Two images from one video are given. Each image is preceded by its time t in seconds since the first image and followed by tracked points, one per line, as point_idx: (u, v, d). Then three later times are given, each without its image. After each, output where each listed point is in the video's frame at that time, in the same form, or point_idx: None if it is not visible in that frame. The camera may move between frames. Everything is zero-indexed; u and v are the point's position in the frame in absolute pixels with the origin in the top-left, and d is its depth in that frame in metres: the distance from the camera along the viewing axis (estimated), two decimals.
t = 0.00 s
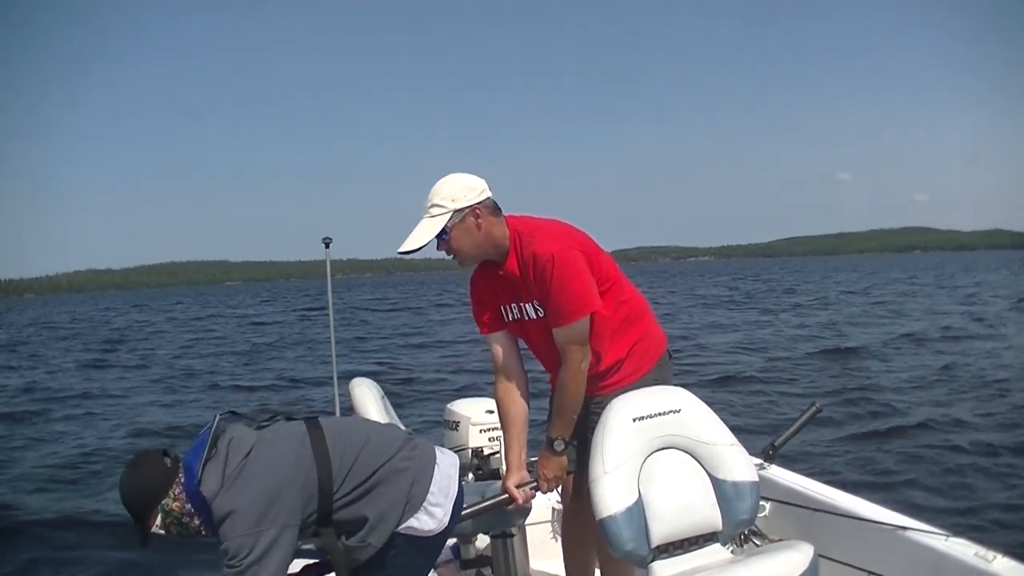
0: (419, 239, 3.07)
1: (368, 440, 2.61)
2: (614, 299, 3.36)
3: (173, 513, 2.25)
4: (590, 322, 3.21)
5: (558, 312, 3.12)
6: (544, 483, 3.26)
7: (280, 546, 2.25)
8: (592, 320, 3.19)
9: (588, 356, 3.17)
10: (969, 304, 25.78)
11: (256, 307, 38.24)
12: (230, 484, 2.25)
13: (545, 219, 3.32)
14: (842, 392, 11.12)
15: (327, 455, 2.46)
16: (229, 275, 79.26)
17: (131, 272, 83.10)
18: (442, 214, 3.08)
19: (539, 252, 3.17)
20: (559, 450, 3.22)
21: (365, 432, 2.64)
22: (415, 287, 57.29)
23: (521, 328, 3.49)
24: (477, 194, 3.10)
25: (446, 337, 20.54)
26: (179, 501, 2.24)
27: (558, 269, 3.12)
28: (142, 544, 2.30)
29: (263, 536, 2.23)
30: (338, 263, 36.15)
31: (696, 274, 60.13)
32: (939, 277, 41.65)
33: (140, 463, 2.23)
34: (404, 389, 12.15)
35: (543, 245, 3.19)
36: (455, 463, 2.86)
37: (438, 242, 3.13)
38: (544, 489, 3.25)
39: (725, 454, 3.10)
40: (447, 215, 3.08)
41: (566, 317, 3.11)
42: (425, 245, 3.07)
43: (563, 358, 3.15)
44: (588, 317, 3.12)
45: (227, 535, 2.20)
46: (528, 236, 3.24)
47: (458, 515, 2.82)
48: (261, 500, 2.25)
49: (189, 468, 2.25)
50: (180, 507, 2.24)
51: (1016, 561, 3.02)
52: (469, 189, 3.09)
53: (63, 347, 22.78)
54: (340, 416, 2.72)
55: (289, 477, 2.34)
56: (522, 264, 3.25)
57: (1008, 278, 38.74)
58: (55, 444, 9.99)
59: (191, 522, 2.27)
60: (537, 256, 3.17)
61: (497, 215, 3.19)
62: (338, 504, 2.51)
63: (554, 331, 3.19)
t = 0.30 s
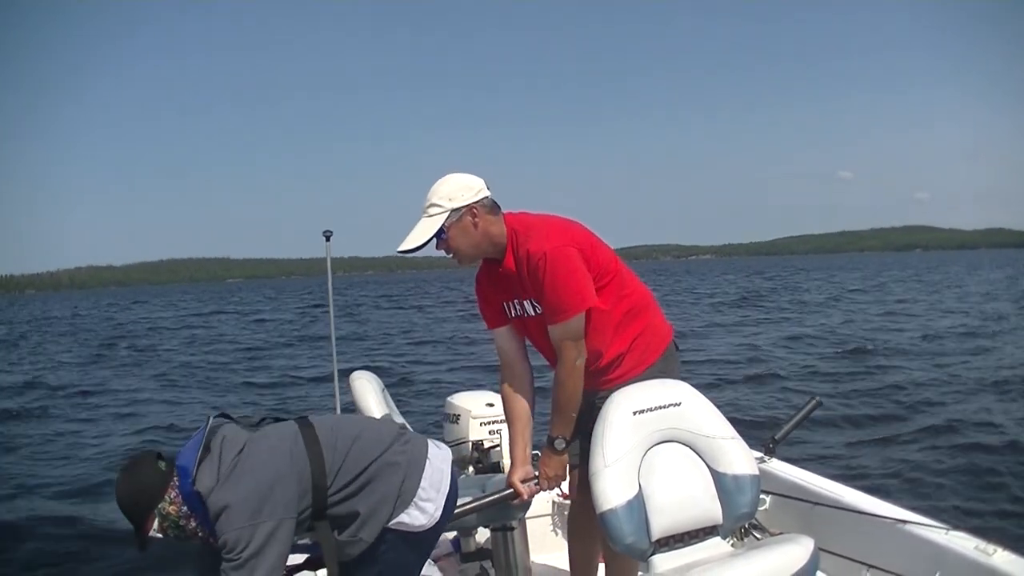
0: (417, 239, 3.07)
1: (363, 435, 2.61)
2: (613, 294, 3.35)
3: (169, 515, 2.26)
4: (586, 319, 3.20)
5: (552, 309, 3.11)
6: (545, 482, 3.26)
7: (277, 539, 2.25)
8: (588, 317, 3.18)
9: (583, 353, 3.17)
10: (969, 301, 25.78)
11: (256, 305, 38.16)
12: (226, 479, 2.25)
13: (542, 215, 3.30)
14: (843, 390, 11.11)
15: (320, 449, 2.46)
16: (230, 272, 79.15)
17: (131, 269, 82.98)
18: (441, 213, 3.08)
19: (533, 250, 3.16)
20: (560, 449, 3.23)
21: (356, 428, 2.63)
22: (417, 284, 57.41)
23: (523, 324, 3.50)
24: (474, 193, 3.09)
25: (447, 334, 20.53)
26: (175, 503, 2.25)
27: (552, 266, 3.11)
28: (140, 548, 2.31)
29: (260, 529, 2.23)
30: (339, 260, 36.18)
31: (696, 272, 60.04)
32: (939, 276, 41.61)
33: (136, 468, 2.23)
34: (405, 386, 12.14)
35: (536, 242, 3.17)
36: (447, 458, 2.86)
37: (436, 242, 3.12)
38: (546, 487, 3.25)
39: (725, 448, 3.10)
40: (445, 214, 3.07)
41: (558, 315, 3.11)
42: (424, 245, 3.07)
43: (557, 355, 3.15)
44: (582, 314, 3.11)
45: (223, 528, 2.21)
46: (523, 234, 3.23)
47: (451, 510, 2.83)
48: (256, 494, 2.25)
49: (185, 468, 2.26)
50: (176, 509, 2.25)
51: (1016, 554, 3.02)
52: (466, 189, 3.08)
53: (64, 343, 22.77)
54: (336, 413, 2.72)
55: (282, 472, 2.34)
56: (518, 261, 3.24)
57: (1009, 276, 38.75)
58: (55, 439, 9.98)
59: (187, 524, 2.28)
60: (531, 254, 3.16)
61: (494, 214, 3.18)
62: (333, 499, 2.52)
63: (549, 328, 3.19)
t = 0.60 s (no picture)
0: (420, 238, 3.08)
1: (360, 434, 2.61)
2: (614, 295, 3.35)
3: (172, 528, 2.24)
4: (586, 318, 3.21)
5: (552, 308, 3.12)
6: (543, 481, 3.27)
7: (279, 539, 2.26)
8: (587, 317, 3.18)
9: (581, 352, 3.17)
10: (970, 309, 25.78)
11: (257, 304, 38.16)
12: (226, 483, 2.25)
13: (544, 215, 3.31)
14: (844, 395, 11.11)
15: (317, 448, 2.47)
16: (232, 271, 79.15)
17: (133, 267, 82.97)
18: (444, 213, 3.09)
19: (533, 249, 3.16)
20: (556, 450, 3.23)
21: (353, 427, 2.63)
22: (419, 285, 57.30)
23: (525, 323, 3.50)
24: (477, 193, 3.10)
25: (448, 335, 20.53)
26: (177, 516, 2.24)
27: (552, 266, 3.12)
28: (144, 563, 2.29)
29: (263, 529, 2.24)
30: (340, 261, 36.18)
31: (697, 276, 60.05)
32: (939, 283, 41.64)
33: (135, 481, 2.20)
34: (406, 387, 12.14)
35: (537, 241, 3.18)
36: (446, 456, 2.86)
37: (439, 241, 3.13)
38: (544, 488, 3.26)
39: (726, 448, 3.10)
40: (448, 214, 3.08)
41: (556, 314, 3.12)
42: (426, 244, 3.08)
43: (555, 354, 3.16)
44: (580, 314, 3.12)
45: (226, 530, 2.21)
46: (525, 233, 3.23)
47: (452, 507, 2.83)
48: (256, 495, 2.25)
49: (184, 477, 2.25)
50: (179, 521, 2.24)
51: (1016, 557, 3.02)
52: (469, 189, 3.09)
53: (65, 340, 22.78)
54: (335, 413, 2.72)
55: (282, 473, 2.34)
56: (518, 261, 3.24)
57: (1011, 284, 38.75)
58: (56, 436, 9.98)
59: (190, 535, 2.26)
60: (531, 253, 3.16)
61: (497, 214, 3.18)
62: (333, 500, 2.52)
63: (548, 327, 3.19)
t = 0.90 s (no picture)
0: (416, 240, 3.08)
1: (359, 437, 2.61)
2: (611, 296, 3.35)
3: (172, 533, 2.23)
4: (582, 320, 3.21)
5: (548, 309, 3.12)
6: (541, 483, 3.27)
7: (279, 541, 2.26)
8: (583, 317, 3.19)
9: (577, 353, 3.16)
10: (971, 313, 25.78)
11: (258, 303, 38.11)
12: (226, 486, 2.25)
13: (541, 217, 3.31)
14: (843, 397, 11.11)
15: (317, 452, 2.47)
16: (232, 271, 79.13)
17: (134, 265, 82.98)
18: (441, 214, 3.09)
19: (529, 250, 3.16)
20: (554, 451, 3.22)
21: (353, 429, 2.63)
22: (421, 286, 57.51)
23: (522, 325, 3.49)
24: (475, 195, 3.10)
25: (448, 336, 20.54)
26: (178, 521, 2.23)
27: (548, 267, 3.12)
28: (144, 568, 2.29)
29: (263, 532, 2.24)
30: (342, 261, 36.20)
31: (698, 279, 60.04)
32: (939, 287, 41.56)
33: (135, 484, 2.19)
34: (406, 388, 12.14)
35: (533, 242, 3.18)
36: (446, 458, 2.85)
37: (435, 243, 3.13)
38: (543, 489, 3.26)
39: (726, 451, 3.10)
40: (445, 215, 3.08)
41: (552, 315, 3.12)
42: (423, 246, 3.08)
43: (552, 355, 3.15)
44: (576, 315, 3.12)
45: (226, 532, 2.22)
46: (522, 234, 3.23)
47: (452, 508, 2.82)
48: (256, 498, 2.25)
49: (184, 481, 2.24)
50: (179, 526, 2.23)
51: (1016, 559, 3.02)
52: (466, 191, 3.09)
53: (67, 338, 22.82)
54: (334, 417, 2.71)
55: (283, 476, 2.34)
56: (515, 262, 3.25)
57: (1011, 288, 38.78)
58: (56, 435, 9.99)
59: (189, 540, 2.26)
60: (528, 254, 3.17)
61: (494, 215, 3.19)
62: (334, 504, 2.52)
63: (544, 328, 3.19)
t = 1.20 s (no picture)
0: (413, 243, 3.08)
1: (359, 441, 2.60)
2: (609, 298, 3.35)
3: (173, 538, 2.22)
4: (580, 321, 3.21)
5: (546, 311, 3.12)
6: (542, 485, 3.27)
7: (280, 545, 2.26)
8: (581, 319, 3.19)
9: (575, 355, 3.17)
10: (971, 313, 25.79)
11: (258, 305, 38.10)
12: (226, 489, 2.25)
13: (539, 219, 3.31)
14: (843, 398, 11.12)
15: (317, 456, 2.47)
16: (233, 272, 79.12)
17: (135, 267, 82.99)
18: (438, 217, 3.09)
19: (526, 252, 3.17)
20: (554, 453, 3.22)
21: (353, 432, 2.63)
22: (423, 286, 57.64)
23: (521, 327, 3.49)
24: (472, 198, 3.10)
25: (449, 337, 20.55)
26: (179, 527, 2.22)
27: (545, 269, 3.12)
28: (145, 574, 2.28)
29: (263, 534, 2.24)
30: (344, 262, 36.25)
31: (699, 279, 60.07)
32: (939, 287, 41.57)
33: (135, 490, 2.18)
34: (407, 389, 12.15)
35: (530, 243, 3.18)
36: (447, 462, 2.85)
37: (434, 245, 3.13)
38: (543, 491, 3.26)
39: (726, 454, 3.10)
40: (442, 217, 3.08)
41: (550, 316, 3.12)
42: (420, 249, 3.08)
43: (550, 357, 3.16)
44: (574, 316, 3.12)
45: (226, 536, 2.21)
46: (519, 238, 3.23)
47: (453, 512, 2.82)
48: (257, 501, 2.26)
49: (185, 484, 2.24)
50: (181, 532, 2.22)
51: (1016, 561, 3.02)
52: (463, 193, 3.09)
53: (68, 339, 22.87)
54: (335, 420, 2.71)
55: (283, 479, 2.35)
56: (513, 265, 3.25)
57: (1012, 288, 38.73)
58: (56, 436, 10.00)
59: (190, 545, 2.26)
60: (525, 256, 3.17)
61: (491, 217, 3.19)
62: (335, 508, 2.51)
63: (542, 330, 3.19)
